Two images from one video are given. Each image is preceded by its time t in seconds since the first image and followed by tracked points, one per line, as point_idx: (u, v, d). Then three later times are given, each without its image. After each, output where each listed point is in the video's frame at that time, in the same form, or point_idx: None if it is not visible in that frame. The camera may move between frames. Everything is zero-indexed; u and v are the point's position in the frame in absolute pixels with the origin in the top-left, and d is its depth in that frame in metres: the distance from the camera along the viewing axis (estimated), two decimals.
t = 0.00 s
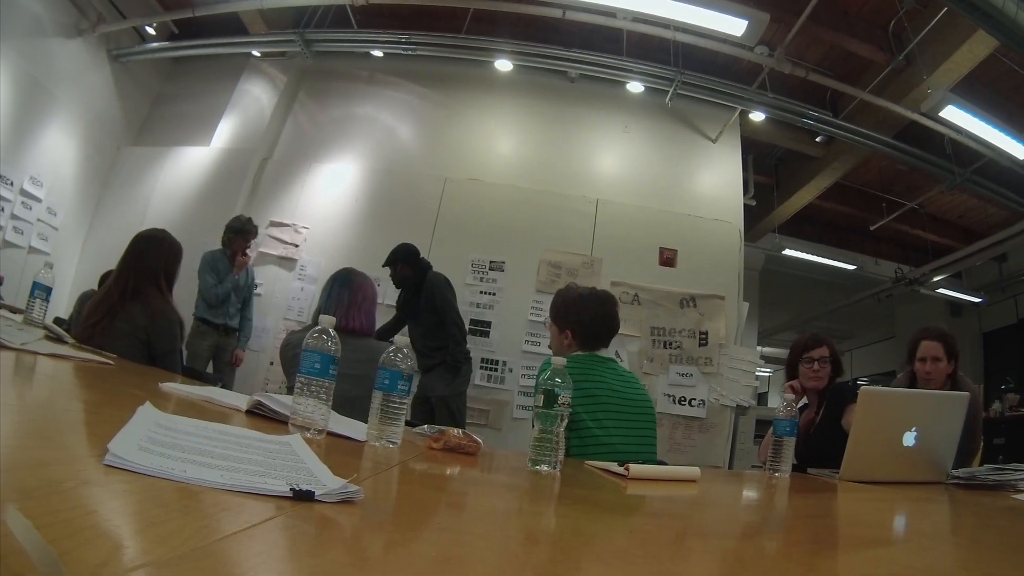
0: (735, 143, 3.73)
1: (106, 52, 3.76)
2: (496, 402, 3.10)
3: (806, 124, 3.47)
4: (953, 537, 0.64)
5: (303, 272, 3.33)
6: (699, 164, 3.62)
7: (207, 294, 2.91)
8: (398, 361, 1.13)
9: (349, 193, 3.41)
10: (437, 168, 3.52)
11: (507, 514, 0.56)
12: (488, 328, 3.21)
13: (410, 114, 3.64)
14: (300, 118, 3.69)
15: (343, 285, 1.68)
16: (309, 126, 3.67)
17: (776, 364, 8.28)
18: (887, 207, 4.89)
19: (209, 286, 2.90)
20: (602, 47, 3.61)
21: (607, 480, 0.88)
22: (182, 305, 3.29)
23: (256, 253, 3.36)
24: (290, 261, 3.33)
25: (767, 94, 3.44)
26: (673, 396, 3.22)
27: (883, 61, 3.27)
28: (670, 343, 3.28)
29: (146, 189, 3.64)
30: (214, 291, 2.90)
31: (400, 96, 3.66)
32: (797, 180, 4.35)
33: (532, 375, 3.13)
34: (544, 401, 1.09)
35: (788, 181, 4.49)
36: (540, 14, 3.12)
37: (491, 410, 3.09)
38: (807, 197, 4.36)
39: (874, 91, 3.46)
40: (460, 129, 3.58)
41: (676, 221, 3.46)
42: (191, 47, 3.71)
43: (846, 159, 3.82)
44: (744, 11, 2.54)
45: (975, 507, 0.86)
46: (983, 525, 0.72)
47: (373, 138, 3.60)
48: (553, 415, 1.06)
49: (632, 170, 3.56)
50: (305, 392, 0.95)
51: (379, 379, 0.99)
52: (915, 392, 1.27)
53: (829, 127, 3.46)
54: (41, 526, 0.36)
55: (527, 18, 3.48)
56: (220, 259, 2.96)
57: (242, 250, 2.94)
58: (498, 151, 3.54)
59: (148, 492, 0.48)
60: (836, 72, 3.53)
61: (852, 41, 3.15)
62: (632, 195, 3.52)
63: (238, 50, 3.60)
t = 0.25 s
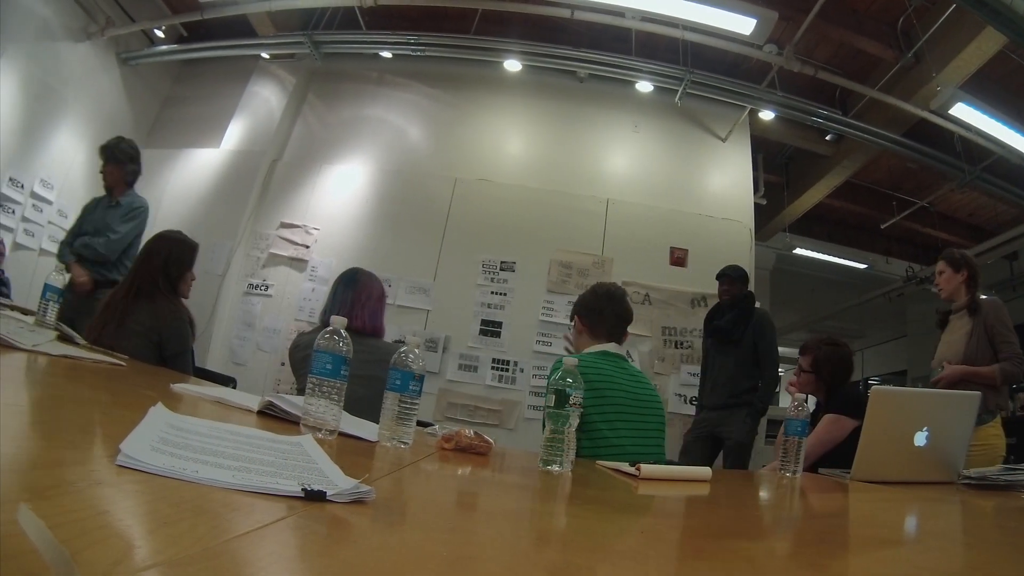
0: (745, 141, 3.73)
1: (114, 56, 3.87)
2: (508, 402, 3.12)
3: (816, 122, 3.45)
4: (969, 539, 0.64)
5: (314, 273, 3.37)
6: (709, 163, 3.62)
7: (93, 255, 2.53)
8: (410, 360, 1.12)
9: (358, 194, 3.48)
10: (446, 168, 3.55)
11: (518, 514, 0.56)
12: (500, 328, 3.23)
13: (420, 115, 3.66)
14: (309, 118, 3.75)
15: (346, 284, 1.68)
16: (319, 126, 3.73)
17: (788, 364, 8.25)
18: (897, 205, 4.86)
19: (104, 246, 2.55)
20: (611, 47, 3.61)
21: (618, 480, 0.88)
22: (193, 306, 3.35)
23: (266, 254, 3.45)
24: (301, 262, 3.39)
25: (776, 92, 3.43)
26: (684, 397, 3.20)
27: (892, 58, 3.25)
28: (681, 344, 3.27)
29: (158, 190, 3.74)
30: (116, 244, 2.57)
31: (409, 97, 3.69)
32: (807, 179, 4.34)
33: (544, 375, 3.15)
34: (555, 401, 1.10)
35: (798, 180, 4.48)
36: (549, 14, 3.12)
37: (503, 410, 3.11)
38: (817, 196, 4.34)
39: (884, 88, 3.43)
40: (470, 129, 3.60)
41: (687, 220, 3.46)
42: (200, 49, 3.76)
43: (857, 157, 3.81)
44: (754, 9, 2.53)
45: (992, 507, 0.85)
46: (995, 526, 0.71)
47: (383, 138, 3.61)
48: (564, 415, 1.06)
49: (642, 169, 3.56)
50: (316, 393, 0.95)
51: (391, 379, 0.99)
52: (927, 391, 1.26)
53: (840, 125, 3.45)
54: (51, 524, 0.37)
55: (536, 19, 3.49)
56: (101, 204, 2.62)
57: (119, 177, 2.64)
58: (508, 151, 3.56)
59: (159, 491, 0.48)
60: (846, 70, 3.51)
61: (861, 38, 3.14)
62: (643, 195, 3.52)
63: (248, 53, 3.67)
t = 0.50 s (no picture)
0: (757, 140, 3.71)
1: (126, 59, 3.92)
2: (521, 402, 3.13)
3: (827, 121, 3.44)
4: (987, 541, 0.63)
5: (327, 274, 3.39)
6: (721, 161, 3.61)
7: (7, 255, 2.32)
8: (424, 361, 1.13)
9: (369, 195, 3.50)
10: (459, 169, 3.56)
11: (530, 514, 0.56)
12: (513, 328, 3.24)
13: (432, 116, 3.68)
14: (321, 120, 3.79)
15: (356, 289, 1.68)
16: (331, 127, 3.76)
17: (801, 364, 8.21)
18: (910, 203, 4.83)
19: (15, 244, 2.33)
20: (622, 46, 3.61)
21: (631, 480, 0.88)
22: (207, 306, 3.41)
23: (279, 255, 3.48)
24: (313, 263, 3.42)
25: (788, 90, 3.43)
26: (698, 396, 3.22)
27: (903, 55, 3.24)
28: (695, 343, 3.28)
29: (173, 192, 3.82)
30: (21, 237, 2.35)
31: (421, 98, 3.71)
32: (818, 178, 4.32)
33: (556, 375, 3.15)
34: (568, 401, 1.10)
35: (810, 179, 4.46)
36: (560, 14, 3.12)
37: (516, 410, 3.12)
38: (829, 195, 4.32)
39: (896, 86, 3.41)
40: (482, 130, 3.62)
41: (701, 220, 3.44)
42: (212, 52, 3.80)
43: (868, 155, 3.78)
44: (764, 7, 2.52)
45: (1009, 508, 0.84)
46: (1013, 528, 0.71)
47: (395, 139, 3.65)
48: (577, 415, 1.06)
49: (654, 168, 3.56)
50: (329, 393, 0.96)
51: (403, 379, 0.99)
52: (941, 391, 1.26)
53: (851, 123, 3.44)
54: (68, 522, 0.37)
55: (548, 18, 3.50)
56: (17, 191, 2.30)
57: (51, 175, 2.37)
58: (520, 151, 3.57)
59: (173, 491, 0.48)
60: (857, 67, 3.50)
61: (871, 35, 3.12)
62: (656, 194, 3.52)
63: (260, 55, 3.70)
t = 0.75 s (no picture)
0: (768, 138, 3.70)
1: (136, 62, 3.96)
2: (533, 403, 3.14)
3: (838, 119, 3.43)
4: (1005, 542, 0.62)
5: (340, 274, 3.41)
6: (731, 160, 3.60)
7: None
8: (437, 362, 1.13)
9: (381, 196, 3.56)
10: (470, 169, 3.58)
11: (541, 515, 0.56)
12: (525, 328, 3.24)
13: (443, 116, 3.70)
14: (332, 121, 3.84)
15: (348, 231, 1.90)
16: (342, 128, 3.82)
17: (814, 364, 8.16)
18: (922, 201, 4.80)
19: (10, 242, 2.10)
20: (632, 45, 3.61)
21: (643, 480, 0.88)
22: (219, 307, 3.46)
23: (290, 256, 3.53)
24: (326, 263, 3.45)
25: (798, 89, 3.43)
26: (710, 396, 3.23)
27: (914, 53, 3.22)
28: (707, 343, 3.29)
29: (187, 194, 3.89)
30: (26, 228, 2.19)
31: (432, 98, 3.73)
32: (829, 176, 4.30)
33: (568, 375, 3.16)
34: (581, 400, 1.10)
35: (821, 178, 4.43)
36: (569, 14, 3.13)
37: (528, 410, 3.13)
38: (841, 193, 4.30)
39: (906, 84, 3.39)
40: (492, 130, 3.63)
41: (714, 220, 3.43)
42: (222, 54, 3.85)
43: (880, 153, 3.76)
44: (773, 5, 2.52)
45: None
46: None
47: (406, 140, 3.68)
48: (589, 415, 1.05)
49: (665, 167, 3.55)
50: (342, 393, 0.96)
51: (416, 380, 0.99)
52: (954, 390, 1.25)
53: (862, 121, 3.42)
54: (81, 519, 0.37)
55: (558, 18, 3.51)
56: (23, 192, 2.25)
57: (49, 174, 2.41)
58: (531, 151, 3.58)
59: (186, 491, 0.49)
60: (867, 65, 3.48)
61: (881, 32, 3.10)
62: (668, 194, 3.51)
63: (271, 57, 3.74)
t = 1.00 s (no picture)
0: (781, 137, 3.69)
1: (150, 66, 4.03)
2: (547, 403, 3.15)
3: (850, 117, 3.41)
4: None
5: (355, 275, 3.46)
6: (745, 159, 3.59)
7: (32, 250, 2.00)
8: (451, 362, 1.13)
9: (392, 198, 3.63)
10: (483, 169, 3.60)
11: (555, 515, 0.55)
12: (539, 328, 3.26)
13: (456, 117, 3.73)
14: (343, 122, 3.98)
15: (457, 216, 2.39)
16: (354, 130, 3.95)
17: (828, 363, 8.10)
18: (936, 198, 4.76)
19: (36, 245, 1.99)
20: (644, 44, 3.61)
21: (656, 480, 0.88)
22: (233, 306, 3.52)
23: (304, 257, 3.62)
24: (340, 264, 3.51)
25: (811, 87, 3.42)
26: (723, 396, 3.21)
27: (925, 49, 3.20)
28: (719, 343, 3.29)
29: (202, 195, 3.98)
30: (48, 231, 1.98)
31: (444, 99, 3.76)
32: (842, 174, 4.28)
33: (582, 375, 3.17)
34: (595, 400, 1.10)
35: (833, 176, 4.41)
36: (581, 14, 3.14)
37: (542, 410, 3.14)
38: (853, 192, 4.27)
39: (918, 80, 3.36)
40: (504, 130, 3.66)
41: (728, 219, 3.43)
42: (235, 58, 3.96)
43: (893, 151, 3.74)
44: (784, 2, 2.51)
45: None
46: None
47: (419, 140, 3.74)
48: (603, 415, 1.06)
49: (678, 166, 3.55)
50: (357, 394, 0.97)
51: (431, 380, 1.00)
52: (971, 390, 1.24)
53: (874, 118, 3.41)
54: (97, 517, 0.37)
55: (571, 18, 3.52)
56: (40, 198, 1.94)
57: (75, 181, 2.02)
58: (544, 151, 3.59)
59: (201, 491, 0.49)
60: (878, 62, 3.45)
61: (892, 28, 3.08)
62: (681, 193, 3.51)
63: (284, 59, 3.80)
